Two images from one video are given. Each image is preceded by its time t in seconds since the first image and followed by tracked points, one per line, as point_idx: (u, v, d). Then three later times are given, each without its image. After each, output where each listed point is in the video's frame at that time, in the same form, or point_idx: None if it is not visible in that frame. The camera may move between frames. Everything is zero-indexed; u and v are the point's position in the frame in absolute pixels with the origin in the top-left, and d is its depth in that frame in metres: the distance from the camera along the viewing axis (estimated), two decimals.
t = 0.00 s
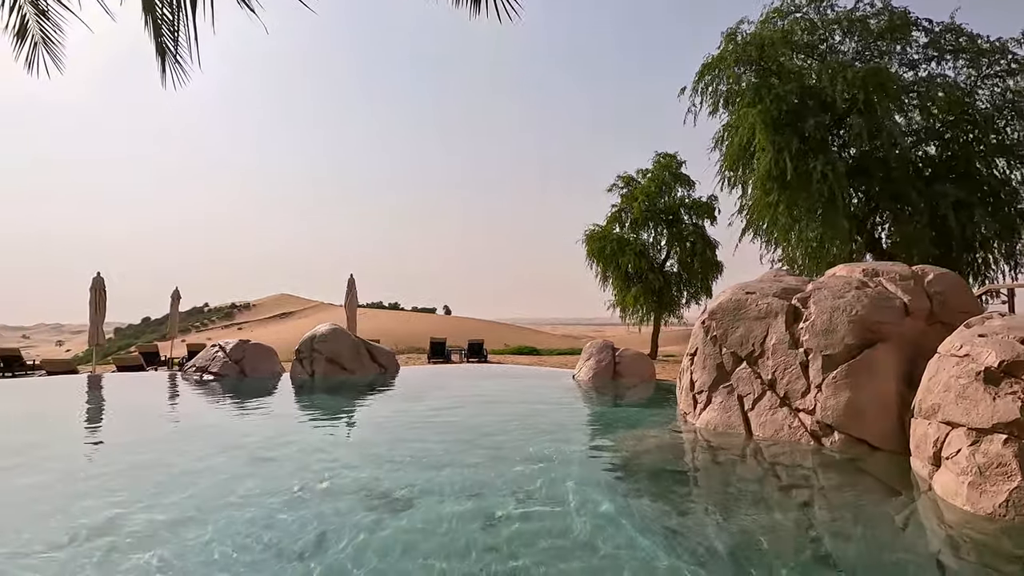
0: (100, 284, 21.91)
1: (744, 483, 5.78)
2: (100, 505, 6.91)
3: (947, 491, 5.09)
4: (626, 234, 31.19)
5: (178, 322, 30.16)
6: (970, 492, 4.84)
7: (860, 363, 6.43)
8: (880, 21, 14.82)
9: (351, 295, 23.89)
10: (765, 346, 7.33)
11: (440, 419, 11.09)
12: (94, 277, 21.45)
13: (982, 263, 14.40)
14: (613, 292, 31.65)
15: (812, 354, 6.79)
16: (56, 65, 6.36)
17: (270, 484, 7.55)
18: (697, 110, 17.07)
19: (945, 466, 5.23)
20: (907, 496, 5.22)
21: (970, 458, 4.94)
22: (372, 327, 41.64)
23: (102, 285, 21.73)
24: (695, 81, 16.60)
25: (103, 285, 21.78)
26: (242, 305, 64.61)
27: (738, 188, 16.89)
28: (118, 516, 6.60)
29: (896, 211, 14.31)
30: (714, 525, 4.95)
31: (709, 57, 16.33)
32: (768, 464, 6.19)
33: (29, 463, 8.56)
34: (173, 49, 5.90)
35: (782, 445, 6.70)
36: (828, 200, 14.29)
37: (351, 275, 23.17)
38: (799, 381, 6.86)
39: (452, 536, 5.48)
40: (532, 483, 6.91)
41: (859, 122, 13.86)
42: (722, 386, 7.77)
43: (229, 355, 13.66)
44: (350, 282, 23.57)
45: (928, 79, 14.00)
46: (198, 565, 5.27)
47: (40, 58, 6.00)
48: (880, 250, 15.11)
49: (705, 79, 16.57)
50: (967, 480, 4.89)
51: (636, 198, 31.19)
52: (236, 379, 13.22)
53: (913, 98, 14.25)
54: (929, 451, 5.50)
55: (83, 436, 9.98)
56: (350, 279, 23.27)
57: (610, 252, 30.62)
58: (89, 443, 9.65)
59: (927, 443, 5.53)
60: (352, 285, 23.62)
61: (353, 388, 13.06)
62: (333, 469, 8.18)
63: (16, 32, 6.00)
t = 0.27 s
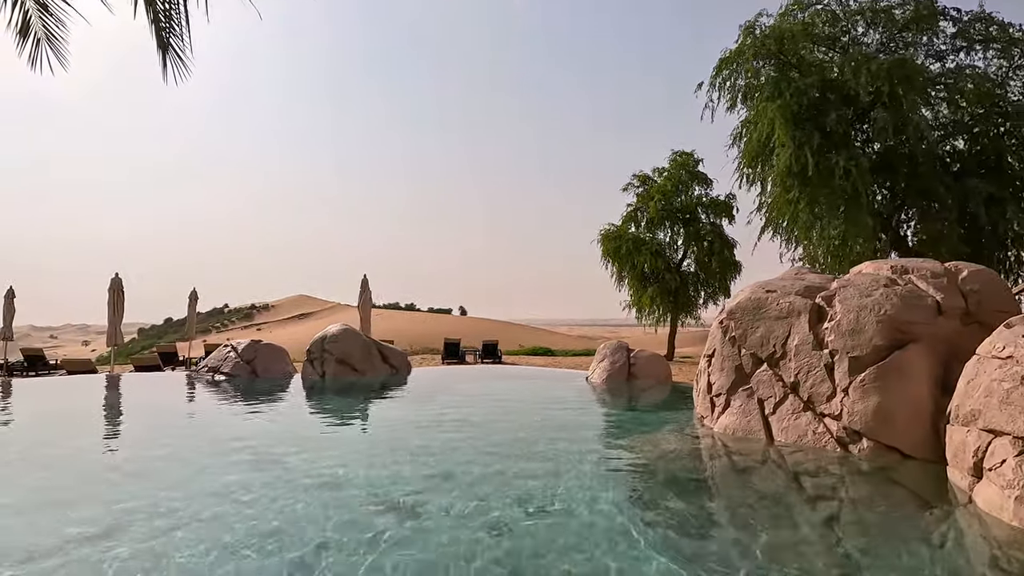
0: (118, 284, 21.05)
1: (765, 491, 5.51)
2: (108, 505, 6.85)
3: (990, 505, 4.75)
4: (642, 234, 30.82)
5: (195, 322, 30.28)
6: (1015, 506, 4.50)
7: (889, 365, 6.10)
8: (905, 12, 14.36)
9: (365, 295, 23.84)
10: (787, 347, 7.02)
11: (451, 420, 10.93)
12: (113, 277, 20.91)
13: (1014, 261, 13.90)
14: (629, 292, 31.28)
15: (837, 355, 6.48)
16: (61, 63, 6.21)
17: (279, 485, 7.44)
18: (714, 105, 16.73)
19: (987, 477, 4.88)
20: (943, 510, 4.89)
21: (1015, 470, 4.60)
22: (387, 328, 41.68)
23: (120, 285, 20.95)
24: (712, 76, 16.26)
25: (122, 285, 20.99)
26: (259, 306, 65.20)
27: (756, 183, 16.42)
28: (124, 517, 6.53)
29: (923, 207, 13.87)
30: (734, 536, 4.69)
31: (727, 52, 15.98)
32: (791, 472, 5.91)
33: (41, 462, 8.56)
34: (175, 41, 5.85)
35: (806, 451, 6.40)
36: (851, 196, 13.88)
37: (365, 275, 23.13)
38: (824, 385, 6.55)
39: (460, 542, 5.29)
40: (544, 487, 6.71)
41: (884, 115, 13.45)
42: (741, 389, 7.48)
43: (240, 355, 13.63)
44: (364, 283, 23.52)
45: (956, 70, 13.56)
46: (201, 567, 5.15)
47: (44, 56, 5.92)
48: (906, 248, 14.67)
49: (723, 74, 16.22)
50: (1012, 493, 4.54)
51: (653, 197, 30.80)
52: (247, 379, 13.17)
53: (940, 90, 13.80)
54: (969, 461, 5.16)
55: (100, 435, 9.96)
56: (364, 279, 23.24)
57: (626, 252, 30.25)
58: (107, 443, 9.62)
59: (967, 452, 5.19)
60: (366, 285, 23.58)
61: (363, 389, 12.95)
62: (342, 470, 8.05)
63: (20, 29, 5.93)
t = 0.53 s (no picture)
0: (134, 288, 20.46)
1: (789, 507, 5.24)
2: (115, 512, 6.77)
3: None
4: (656, 236, 30.48)
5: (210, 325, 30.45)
6: None
7: (922, 374, 5.81)
8: (928, 7, 13.96)
9: (376, 299, 23.76)
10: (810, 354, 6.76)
11: (462, 427, 10.75)
12: (128, 280, 20.36)
13: None
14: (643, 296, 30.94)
15: (865, 363, 6.21)
16: (65, 64, 6.09)
17: (286, 493, 7.31)
18: (729, 105, 16.45)
19: None
20: (983, 531, 4.59)
21: None
22: (400, 331, 41.68)
23: (135, 289, 20.33)
24: (727, 75, 15.98)
25: (137, 289, 20.37)
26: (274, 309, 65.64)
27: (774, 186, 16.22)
28: (129, 523, 6.43)
29: (948, 208, 13.49)
30: (756, 553, 4.46)
31: (743, 50, 15.69)
32: (817, 486, 5.65)
33: (52, 467, 8.53)
34: (175, 40, 5.74)
35: (834, 464, 6.14)
36: (873, 197, 13.62)
37: (377, 278, 23.07)
38: (851, 394, 6.27)
39: (469, 555, 5.10)
40: (557, 498, 6.51)
41: (907, 114, 13.11)
42: (762, 397, 7.23)
43: (251, 359, 13.56)
44: (375, 286, 23.45)
45: (982, 67, 13.17)
46: None
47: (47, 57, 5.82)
48: (930, 250, 14.33)
49: (739, 73, 15.94)
50: None
51: (667, 200, 30.46)
52: (257, 383, 13.10)
53: (965, 88, 13.38)
54: (1012, 478, 4.86)
55: (114, 439, 9.92)
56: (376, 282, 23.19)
57: (640, 255, 29.94)
58: (120, 447, 9.57)
59: (1009, 468, 4.90)
60: (377, 288, 23.50)
61: (374, 394, 12.82)
62: (351, 477, 7.91)
63: (23, 30, 5.82)
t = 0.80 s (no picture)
0: (145, 291, 20.23)
1: (819, 517, 4.98)
2: (121, 513, 6.67)
3: None
4: (668, 238, 30.15)
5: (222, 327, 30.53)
6: None
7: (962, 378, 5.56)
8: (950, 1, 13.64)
9: (387, 301, 23.66)
10: (839, 356, 6.56)
11: (472, 430, 10.56)
12: (141, 282, 20.10)
13: None
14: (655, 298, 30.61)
15: (900, 366, 5.95)
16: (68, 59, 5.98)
17: (294, 496, 7.17)
18: (745, 103, 16.20)
19: None
20: None
21: None
22: (410, 334, 41.61)
23: (147, 291, 20.07)
24: (743, 72, 15.72)
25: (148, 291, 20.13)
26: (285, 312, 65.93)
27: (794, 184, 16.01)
28: (134, 526, 6.29)
29: (972, 206, 13.15)
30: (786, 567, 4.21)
31: (759, 47, 15.42)
32: (847, 494, 5.42)
33: (60, 468, 8.46)
34: (178, 33, 5.63)
35: (868, 472, 5.91)
36: (894, 195, 13.24)
37: (387, 280, 22.97)
38: (883, 398, 6.06)
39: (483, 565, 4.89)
40: (570, 504, 6.30)
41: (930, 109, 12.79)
42: (788, 400, 7.01)
43: (259, 361, 13.45)
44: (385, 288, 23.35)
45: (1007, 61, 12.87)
46: None
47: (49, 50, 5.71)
48: (952, 250, 14.04)
49: (754, 70, 15.68)
50: None
51: (679, 201, 30.14)
52: (266, 385, 12.98)
53: (990, 82, 13.11)
54: None
55: (127, 440, 9.89)
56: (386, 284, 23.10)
57: (652, 257, 29.63)
58: (135, 447, 9.55)
59: None
60: (388, 290, 23.40)
61: (383, 396, 12.66)
62: (359, 480, 7.75)
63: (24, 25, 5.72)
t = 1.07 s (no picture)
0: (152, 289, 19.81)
1: (858, 523, 4.70)
2: (126, 512, 6.49)
3: None
4: (678, 236, 29.81)
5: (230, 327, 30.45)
6: None
7: (1010, 373, 5.50)
8: None
9: (394, 299, 23.48)
10: (872, 350, 6.49)
11: (483, 430, 10.34)
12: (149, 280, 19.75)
13: None
14: (665, 297, 30.26)
15: (942, 361, 5.89)
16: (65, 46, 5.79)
17: (302, 495, 6.98)
18: (759, 97, 15.91)
19: None
20: None
21: None
22: (418, 334, 41.44)
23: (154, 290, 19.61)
24: (757, 65, 15.44)
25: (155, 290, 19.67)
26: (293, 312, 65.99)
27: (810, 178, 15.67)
28: (139, 525, 6.11)
29: (996, 200, 12.86)
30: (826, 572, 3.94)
31: (774, 39, 15.12)
32: (889, 499, 5.14)
33: (66, 466, 8.30)
34: (179, 17, 5.45)
35: (912, 471, 5.80)
36: (914, 189, 12.96)
37: (395, 278, 22.79)
38: (922, 395, 5.97)
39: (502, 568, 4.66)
40: (589, 507, 6.05)
41: (952, 99, 12.48)
42: (819, 398, 6.90)
43: (266, 359, 13.27)
44: (393, 286, 23.17)
45: None
46: None
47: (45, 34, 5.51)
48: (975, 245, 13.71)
49: (769, 62, 15.40)
50: None
51: (690, 198, 29.81)
52: (272, 384, 12.80)
53: (1015, 69, 12.93)
54: None
55: (135, 438, 9.74)
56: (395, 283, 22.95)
57: (662, 255, 29.29)
58: (143, 446, 9.38)
59: None
60: (396, 289, 23.21)
61: (391, 395, 12.45)
62: (368, 479, 7.55)
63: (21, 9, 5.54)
